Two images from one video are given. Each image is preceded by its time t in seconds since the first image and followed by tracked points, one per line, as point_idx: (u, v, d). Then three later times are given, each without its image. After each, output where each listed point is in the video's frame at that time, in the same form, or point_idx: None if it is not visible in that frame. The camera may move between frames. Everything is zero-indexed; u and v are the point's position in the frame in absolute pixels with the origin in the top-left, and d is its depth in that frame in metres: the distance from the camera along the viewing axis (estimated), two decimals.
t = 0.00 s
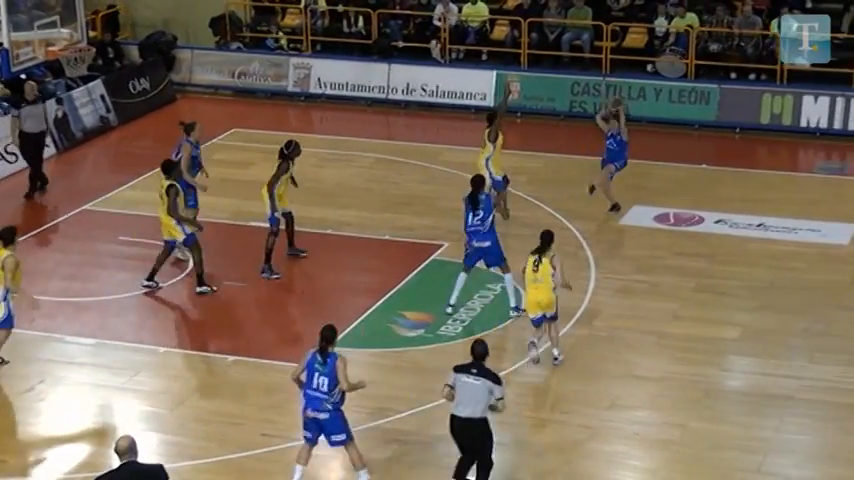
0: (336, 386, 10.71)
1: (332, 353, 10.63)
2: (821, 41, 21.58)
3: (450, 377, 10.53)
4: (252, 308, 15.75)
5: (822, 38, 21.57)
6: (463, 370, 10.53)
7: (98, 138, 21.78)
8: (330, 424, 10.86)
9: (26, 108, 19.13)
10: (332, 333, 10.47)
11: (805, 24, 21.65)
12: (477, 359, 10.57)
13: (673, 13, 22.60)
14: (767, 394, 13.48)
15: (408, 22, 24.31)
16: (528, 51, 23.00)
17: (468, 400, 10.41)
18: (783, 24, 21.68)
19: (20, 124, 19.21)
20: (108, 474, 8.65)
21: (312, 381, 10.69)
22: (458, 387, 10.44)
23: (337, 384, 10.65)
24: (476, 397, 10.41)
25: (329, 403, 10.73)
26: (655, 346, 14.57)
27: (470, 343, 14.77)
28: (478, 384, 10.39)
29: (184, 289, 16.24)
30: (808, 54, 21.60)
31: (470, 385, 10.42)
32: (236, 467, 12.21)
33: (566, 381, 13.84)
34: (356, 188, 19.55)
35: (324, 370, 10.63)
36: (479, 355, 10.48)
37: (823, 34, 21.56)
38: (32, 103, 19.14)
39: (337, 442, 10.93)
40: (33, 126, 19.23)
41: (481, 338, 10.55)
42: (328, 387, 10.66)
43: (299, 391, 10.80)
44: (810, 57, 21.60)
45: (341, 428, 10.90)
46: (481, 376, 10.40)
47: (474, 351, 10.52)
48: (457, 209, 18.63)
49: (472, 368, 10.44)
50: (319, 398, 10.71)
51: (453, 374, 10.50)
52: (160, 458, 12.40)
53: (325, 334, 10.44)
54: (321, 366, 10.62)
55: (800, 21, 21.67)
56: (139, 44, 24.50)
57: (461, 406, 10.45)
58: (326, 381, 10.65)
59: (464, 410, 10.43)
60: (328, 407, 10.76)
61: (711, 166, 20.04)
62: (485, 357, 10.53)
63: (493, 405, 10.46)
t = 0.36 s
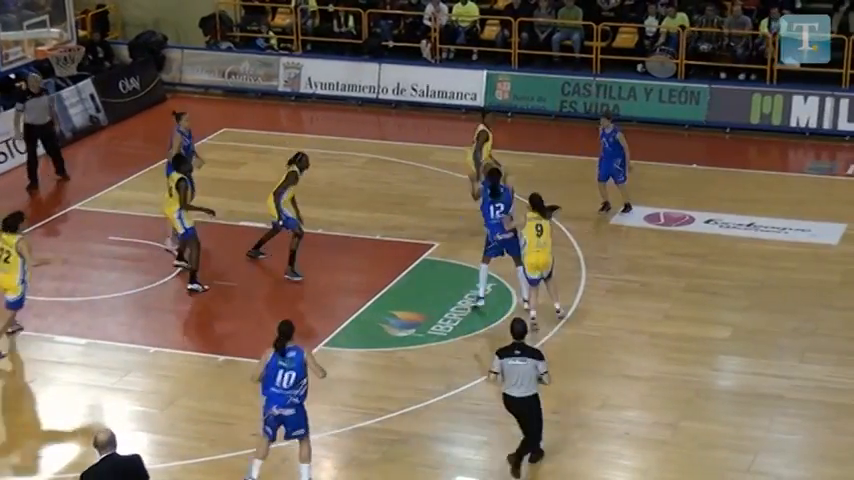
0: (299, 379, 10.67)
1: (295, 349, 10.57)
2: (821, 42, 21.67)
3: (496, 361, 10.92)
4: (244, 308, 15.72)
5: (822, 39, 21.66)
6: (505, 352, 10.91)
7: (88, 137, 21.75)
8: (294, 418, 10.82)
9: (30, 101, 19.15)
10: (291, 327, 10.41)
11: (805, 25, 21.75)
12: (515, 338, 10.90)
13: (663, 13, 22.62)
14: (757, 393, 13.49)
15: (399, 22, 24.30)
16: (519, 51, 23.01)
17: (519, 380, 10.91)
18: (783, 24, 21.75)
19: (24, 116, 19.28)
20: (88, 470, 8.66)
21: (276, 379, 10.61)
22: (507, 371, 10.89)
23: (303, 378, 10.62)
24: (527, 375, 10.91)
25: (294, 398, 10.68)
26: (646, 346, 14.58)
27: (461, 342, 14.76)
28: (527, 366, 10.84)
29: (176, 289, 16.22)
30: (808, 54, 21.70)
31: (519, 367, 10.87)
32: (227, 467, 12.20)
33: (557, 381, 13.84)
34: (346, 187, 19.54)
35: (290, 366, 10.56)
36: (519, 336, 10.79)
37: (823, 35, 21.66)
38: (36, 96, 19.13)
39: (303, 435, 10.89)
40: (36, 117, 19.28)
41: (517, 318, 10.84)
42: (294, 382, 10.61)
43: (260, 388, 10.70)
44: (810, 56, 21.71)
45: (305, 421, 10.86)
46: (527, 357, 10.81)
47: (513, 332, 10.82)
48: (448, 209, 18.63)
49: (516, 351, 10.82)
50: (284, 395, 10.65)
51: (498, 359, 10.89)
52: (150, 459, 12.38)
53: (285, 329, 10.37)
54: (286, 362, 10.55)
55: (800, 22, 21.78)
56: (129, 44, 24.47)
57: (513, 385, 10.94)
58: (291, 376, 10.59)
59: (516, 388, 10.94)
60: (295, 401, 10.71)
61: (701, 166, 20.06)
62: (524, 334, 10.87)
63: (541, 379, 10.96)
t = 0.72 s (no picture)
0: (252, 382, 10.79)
1: (249, 352, 10.70)
2: (821, 41, 21.44)
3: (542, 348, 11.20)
4: (250, 307, 15.74)
5: (822, 38, 21.44)
6: (551, 339, 11.19)
7: (96, 136, 21.79)
8: (246, 419, 10.94)
9: (50, 94, 19.35)
10: (248, 329, 10.58)
11: (804, 25, 21.54)
12: (561, 325, 11.23)
13: (671, 13, 22.63)
14: (765, 394, 13.50)
15: (407, 21, 24.29)
16: (526, 51, 23.03)
17: (564, 367, 11.22)
18: (784, 24, 21.60)
19: (45, 109, 19.47)
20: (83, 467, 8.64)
21: (228, 381, 10.72)
22: (553, 358, 11.18)
23: (255, 379, 10.73)
24: (572, 362, 11.19)
25: (246, 401, 10.79)
26: (654, 346, 14.59)
27: (468, 342, 14.76)
28: (573, 352, 11.13)
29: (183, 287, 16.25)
30: (808, 55, 21.49)
31: (565, 353, 11.16)
32: (234, 465, 12.22)
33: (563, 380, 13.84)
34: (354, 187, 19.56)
35: (243, 368, 10.69)
36: (567, 324, 11.11)
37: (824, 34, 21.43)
38: (56, 89, 19.37)
39: (257, 435, 11.02)
40: (56, 111, 19.49)
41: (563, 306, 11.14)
42: (245, 384, 10.72)
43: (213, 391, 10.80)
44: (810, 56, 21.47)
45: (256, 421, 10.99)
46: (575, 343, 11.12)
47: (559, 320, 11.13)
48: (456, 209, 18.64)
49: (564, 339, 11.13)
50: (237, 397, 10.76)
51: (545, 346, 11.17)
52: (158, 458, 12.40)
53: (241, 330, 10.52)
54: (239, 364, 10.68)
55: (799, 21, 21.58)
56: (137, 43, 24.50)
57: (558, 372, 11.25)
58: (243, 378, 10.70)
59: (561, 374, 11.23)
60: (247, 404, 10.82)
61: (709, 166, 20.06)
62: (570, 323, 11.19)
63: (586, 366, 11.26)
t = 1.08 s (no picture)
0: (243, 382, 11.01)
1: (241, 351, 10.97)
2: (822, 41, 21.35)
3: (591, 339, 11.21)
4: (286, 306, 15.78)
5: (823, 38, 21.35)
6: (600, 331, 11.23)
7: (136, 134, 21.92)
8: (237, 420, 11.13)
9: (89, 90, 19.60)
10: (236, 329, 10.84)
11: (806, 24, 21.44)
12: (608, 318, 11.29)
13: (711, 14, 22.62)
14: (803, 396, 13.46)
15: (444, 21, 24.30)
16: (564, 51, 23.04)
17: (615, 357, 11.20)
18: (784, 23, 21.60)
19: (85, 106, 19.68)
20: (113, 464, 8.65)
21: (218, 380, 10.96)
22: (604, 348, 11.18)
23: (246, 379, 10.95)
24: (622, 352, 11.19)
25: (235, 400, 11.01)
26: (692, 347, 14.56)
27: (506, 342, 14.77)
28: (623, 342, 11.13)
29: (221, 285, 16.32)
30: (808, 54, 21.43)
31: (615, 344, 11.17)
32: (272, 464, 12.28)
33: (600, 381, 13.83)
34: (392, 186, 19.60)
35: (234, 367, 10.94)
36: (615, 313, 11.18)
37: (824, 34, 21.32)
38: (94, 85, 19.59)
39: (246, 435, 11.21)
40: (96, 107, 19.68)
41: (609, 297, 11.28)
42: (235, 384, 10.95)
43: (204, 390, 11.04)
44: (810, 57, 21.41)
45: (245, 420, 11.19)
46: (624, 333, 11.15)
47: (605, 311, 11.24)
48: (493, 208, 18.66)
49: (613, 328, 11.16)
50: (227, 396, 10.98)
51: (594, 337, 11.19)
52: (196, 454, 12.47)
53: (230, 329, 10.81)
54: (230, 362, 10.94)
55: (801, 21, 21.49)
56: (177, 41, 24.61)
57: (607, 363, 11.24)
58: (234, 377, 10.93)
59: (612, 365, 11.23)
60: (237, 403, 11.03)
61: (748, 168, 20.02)
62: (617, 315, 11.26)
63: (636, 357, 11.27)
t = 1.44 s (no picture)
0: (229, 376, 11.01)
1: (231, 344, 10.99)
2: (822, 42, 21.47)
3: (616, 358, 11.12)
4: (329, 304, 15.83)
5: (822, 39, 21.47)
6: (621, 348, 11.15)
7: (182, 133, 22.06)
8: (218, 414, 11.14)
9: (120, 92, 19.73)
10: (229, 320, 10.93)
11: (805, 24, 21.52)
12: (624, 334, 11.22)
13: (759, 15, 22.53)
14: (849, 400, 13.39)
15: (488, 21, 24.30)
16: (609, 52, 23.02)
17: (642, 372, 11.11)
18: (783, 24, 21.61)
19: (117, 109, 19.84)
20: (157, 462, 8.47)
21: (206, 371, 10.98)
22: (631, 362, 11.10)
23: (232, 372, 10.98)
24: (646, 365, 11.12)
25: (219, 393, 11.02)
26: (736, 350, 14.51)
27: (550, 343, 14.76)
28: (646, 352, 11.09)
29: (264, 284, 16.39)
30: (808, 54, 21.52)
31: (640, 356, 11.11)
32: (317, 463, 12.29)
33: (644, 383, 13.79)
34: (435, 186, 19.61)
35: (223, 359, 10.95)
36: (632, 327, 11.15)
37: (823, 35, 21.46)
38: (125, 86, 19.71)
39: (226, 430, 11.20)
40: (129, 109, 19.81)
41: (623, 313, 11.18)
42: (223, 376, 10.96)
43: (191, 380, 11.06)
44: (810, 57, 21.51)
45: (227, 416, 11.20)
46: (644, 344, 11.13)
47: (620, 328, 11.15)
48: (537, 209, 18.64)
49: (634, 341, 11.12)
50: (211, 388, 10.99)
51: (619, 354, 11.10)
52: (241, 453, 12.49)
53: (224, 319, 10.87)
54: (221, 354, 10.95)
55: (801, 21, 21.54)
56: (222, 40, 24.66)
57: (636, 378, 11.14)
58: (222, 369, 10.94)
59: (641, 379, 11.13)
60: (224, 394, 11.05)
61: (795, 170, 19.93)
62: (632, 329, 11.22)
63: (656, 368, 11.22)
